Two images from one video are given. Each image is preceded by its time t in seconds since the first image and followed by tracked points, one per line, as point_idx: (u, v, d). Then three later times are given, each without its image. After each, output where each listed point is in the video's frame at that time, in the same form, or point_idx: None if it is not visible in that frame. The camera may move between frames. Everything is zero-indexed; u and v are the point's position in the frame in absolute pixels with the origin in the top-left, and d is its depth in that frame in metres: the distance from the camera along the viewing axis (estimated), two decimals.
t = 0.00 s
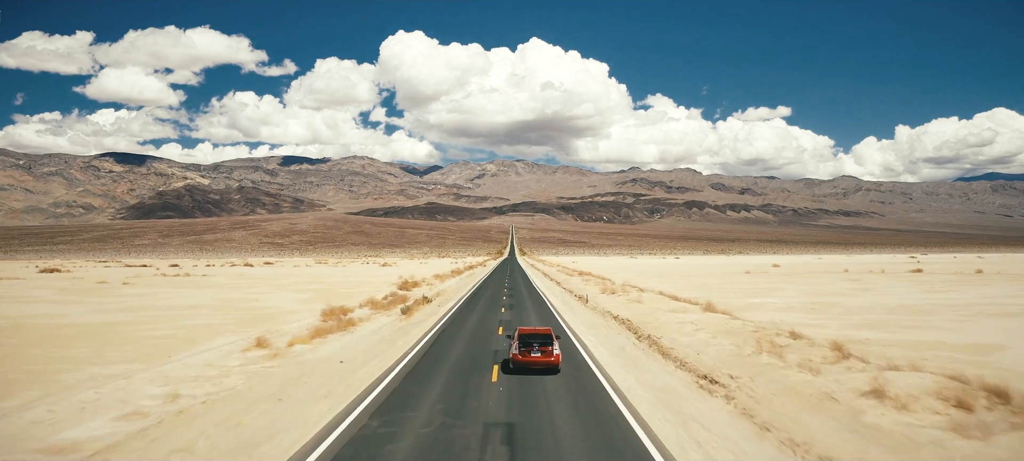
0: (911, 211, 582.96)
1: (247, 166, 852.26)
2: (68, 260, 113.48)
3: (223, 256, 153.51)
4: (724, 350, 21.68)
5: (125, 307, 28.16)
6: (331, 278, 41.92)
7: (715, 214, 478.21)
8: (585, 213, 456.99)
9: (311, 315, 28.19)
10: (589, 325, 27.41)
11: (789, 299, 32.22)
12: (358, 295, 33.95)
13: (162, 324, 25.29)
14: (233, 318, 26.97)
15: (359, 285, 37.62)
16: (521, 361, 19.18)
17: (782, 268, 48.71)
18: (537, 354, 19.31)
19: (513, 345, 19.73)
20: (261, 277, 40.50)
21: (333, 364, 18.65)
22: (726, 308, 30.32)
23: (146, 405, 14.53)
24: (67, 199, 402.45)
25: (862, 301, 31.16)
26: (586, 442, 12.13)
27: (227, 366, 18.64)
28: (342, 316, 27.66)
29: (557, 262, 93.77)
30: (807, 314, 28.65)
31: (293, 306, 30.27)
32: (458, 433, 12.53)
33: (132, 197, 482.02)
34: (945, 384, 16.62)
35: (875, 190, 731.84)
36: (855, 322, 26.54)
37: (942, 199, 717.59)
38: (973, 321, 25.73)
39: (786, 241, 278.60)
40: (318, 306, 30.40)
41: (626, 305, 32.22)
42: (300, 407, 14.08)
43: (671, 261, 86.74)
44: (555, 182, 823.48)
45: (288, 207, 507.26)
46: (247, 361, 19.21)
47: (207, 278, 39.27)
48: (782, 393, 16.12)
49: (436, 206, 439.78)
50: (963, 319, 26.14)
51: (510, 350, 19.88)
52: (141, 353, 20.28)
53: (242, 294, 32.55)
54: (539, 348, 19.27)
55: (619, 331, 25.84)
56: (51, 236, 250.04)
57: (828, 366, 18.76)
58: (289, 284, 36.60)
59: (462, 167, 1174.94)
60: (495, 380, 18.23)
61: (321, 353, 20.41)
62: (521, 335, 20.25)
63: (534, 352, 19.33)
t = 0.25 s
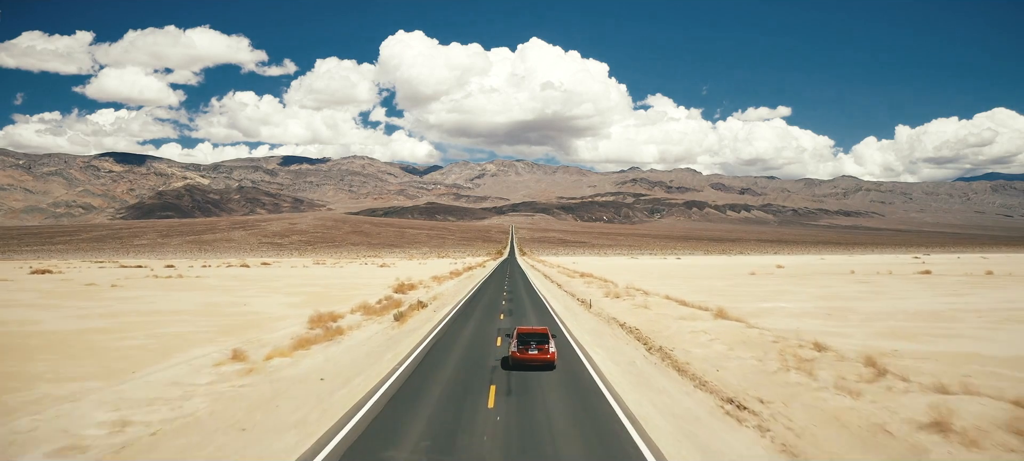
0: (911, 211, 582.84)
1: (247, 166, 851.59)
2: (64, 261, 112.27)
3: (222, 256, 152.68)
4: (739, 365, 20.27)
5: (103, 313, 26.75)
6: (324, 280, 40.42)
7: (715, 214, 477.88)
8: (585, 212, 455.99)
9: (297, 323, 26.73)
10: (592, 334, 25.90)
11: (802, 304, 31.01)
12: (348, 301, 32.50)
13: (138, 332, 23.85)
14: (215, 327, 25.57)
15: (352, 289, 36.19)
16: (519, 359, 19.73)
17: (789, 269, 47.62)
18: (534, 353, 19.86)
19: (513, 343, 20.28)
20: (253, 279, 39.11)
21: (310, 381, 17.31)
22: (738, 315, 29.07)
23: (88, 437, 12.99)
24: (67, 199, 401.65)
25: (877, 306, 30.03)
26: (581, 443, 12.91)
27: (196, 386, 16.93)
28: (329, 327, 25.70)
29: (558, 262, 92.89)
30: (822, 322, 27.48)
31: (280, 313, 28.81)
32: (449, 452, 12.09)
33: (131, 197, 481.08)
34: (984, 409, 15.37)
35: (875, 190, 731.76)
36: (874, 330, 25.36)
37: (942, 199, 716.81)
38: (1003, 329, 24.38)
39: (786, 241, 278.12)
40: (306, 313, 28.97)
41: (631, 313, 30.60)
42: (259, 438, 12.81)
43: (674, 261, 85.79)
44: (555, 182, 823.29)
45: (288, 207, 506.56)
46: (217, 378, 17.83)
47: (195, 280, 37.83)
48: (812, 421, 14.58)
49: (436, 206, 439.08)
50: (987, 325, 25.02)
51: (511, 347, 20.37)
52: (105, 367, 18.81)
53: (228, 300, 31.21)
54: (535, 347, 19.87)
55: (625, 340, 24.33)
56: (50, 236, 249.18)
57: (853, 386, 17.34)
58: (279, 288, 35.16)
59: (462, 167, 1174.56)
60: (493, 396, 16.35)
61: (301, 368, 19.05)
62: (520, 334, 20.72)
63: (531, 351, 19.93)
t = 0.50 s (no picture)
0: (912, 211, 581.80)
1: (247, 166, 850.44)
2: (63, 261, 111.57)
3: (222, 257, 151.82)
4: (761, 389, 18.41)
5: (80, 320, 25.50)
6: (315, 281, 38.95)
7: (715, 214, 477.05)
8: (585, 212, 454.91)
9: (280, 333, 25.01)
10: (597, 345, 24.30)
11: (818, 310, 29.62)
12: (338, 306, 30.79)
13: (109, 344, 22.25)
14: (193, 336, 23.99)
15: (345, 292, 34.59)
16: (518, 357, 21.12)
17: (795, 270, 46.42)
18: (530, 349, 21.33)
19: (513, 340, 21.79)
20: (243, 280, 37.79)
21: (281, 408, 15.41)
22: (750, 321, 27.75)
23: None
24: (66, 199, 400.64)
25: (896, 312, 28.75)
26: (579, 445, 13.41)
27: (147, 419, 14.74)
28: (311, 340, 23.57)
29: (559, 262, 91.91)
30: (842, 330, 26.11)
31: (266, 320, 27.28)
32: (455, 448, 12.98)
33: (131, 197, 479.91)
34: None
35: (875, 190, 730.93)
36: (896, 339, 23.97)
37: (943, 199, 715.50)
38: None
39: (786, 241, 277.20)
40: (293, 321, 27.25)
41: (638, 322, 28.90)
42: None
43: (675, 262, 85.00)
44: (555, 182, 822.58)
45: (288, 207, 505.62)
46: (179, 403, 16.02)
47: (183, 282, 36.53)
48: None
49: (436, 206, 438.14)
50: (1021, 336, 23.53)
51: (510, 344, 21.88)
52: (61, 386, 17.19)
53: (214, 305, 29.80)
54: (533, 345, 21.28)
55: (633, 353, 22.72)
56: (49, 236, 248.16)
57: (890, 416, 15.58)
58: (268, 292, 33.68)
59: (462, 166, 1173.46)
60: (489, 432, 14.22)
61: (274, 390, 17.32)
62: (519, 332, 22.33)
63: (529, 348, 21.38)
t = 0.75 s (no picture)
0: (912, 211, 580.83)
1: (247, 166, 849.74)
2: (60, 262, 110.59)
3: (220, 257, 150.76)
4: (798, 411, 16.04)
5: (47, 329, 23.71)
6: (306, 284, 37.07)
7: (715, 214, 476.26)
8: (585, 212, 454.11)
9: (260, 344, 22.97)
10: (603, 354, 22.33)
11: (836, 317, 27.93)
12: (326, 314, 28.78)
13: (74, 355, 20.48)
14: (166, 346, 22.07)
15: (335, 297, 32.62)
16: (518, 356, 21.54)
17: (803, 272, 44.96)
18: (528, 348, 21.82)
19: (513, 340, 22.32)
20: (231, 282, 35.93)
21: (244, 440, 13.11)
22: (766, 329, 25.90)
23: None
24: (65, 199, 399.68)
25: (917, 319, 27.08)
26: (572, 441, 13.44)
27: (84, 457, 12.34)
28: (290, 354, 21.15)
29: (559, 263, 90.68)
30: (864, 338, 24.33)
31: (248, 329, 25.37)
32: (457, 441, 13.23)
33: (130, 197, 478.91)
34: None
35: (875, 190, 730.33)
36: (928, 350, 22.03)
37: (942, 199, 715.06)
38: None
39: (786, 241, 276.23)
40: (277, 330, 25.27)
41: (646, 328, 26.89)
42: None
43: (677, 263, 83.68)
44: (555, 182, 821.91)
45: (288, 207, 504.71)
46: (130, 432, 13.84)
47: (167, 284, 34.74)
48: None
49: (436, 206, 437.20)
50: None
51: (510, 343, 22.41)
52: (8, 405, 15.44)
53: (194, 312, 27.91)
54: (531, 344, 21.76)
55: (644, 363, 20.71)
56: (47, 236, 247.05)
57: (960, 449, 13.25)
58: (255, 297, 31.87)
59: (462, 167, 1172.79)
60: None
61: (241, 414, 15.09)
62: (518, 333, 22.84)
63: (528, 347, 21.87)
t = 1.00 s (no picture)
0: (913, 211, 580.10)
1: (247, 166, 848.99)
2: (56, 263, 109.54)
3: (219, 258, 149.81)
4: (849, 447, 13.49)
5: (11, 339, 22.02)
6: (296, 288, 35.27)
7: (715, 214, 475.45)
8: (585, 212, 453.28)
9: (238, 357, 21.07)
10: (611, 365, 20.35)
11: (854, 325, 26.29)
12: (313, 323, 26.86)
13: (34, 369, 18.82)
14: (134, 360, 20.26)
15: (325, 303, 30.94)
16: (516, 352, 21.26)
17: (810, 274, 43.66)
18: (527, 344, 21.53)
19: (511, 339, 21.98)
20: (218, 286, 34.24)
21: None
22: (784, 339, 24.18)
23: None
24: (65, 199, 398.87)
25: (942, 326, 25.46)
26: (568, 445, 12.88)
27: None
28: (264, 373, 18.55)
29: (560, 264, 89.51)
30: (890, 347, 22.64)
31: (227, 339, 23.54)
32: (456, 445, 12.67)
33: (130, 197, 478.11)
34: None
35: (874, 190, 729.60)
36: (967, 364, 20.00)
37: (943, 199, 714.34)
38: None
39: (786, 241, 275.13)
40: (258, 342, 23.38)
41: (656, 337, 24.95)
42: None
43: (678, 264, 82.59)
44: (555, 182, 821.37)
45: (287, 207, 503.61)
46: None
47: (150, 289, 33.05)
48: None
49: (436, 206, 436.26)
50: None
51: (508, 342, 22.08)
52: None
53: (173, 320, 26.13)
54: (529, 341, 21.48)
55: (657, 377, 18.70)
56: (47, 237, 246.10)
57: None
58: (240, 303, 30.15)
59: (462, 167, 1172.96)
60: None
61: (202, 448, 12.66)
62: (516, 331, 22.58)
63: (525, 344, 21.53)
